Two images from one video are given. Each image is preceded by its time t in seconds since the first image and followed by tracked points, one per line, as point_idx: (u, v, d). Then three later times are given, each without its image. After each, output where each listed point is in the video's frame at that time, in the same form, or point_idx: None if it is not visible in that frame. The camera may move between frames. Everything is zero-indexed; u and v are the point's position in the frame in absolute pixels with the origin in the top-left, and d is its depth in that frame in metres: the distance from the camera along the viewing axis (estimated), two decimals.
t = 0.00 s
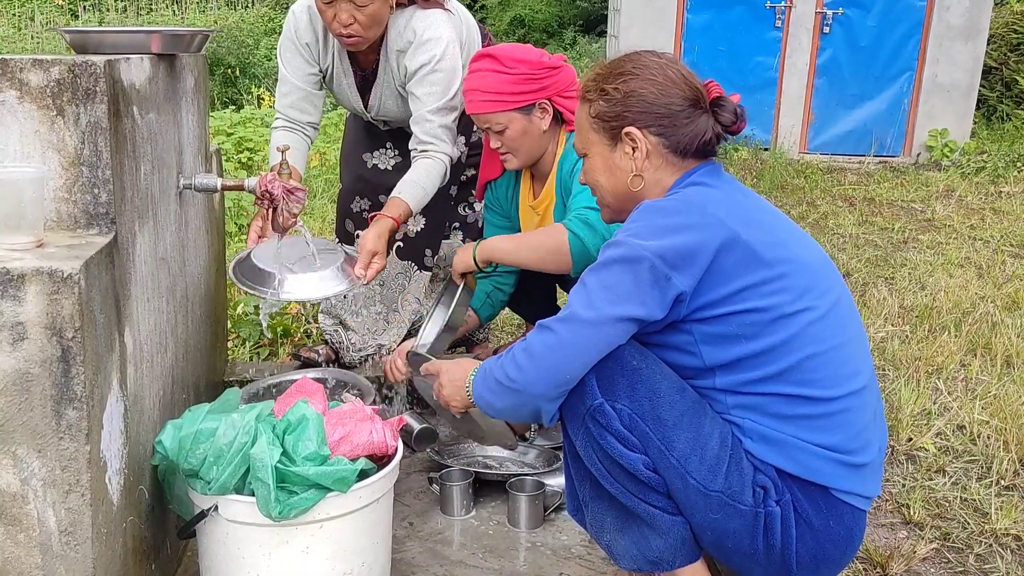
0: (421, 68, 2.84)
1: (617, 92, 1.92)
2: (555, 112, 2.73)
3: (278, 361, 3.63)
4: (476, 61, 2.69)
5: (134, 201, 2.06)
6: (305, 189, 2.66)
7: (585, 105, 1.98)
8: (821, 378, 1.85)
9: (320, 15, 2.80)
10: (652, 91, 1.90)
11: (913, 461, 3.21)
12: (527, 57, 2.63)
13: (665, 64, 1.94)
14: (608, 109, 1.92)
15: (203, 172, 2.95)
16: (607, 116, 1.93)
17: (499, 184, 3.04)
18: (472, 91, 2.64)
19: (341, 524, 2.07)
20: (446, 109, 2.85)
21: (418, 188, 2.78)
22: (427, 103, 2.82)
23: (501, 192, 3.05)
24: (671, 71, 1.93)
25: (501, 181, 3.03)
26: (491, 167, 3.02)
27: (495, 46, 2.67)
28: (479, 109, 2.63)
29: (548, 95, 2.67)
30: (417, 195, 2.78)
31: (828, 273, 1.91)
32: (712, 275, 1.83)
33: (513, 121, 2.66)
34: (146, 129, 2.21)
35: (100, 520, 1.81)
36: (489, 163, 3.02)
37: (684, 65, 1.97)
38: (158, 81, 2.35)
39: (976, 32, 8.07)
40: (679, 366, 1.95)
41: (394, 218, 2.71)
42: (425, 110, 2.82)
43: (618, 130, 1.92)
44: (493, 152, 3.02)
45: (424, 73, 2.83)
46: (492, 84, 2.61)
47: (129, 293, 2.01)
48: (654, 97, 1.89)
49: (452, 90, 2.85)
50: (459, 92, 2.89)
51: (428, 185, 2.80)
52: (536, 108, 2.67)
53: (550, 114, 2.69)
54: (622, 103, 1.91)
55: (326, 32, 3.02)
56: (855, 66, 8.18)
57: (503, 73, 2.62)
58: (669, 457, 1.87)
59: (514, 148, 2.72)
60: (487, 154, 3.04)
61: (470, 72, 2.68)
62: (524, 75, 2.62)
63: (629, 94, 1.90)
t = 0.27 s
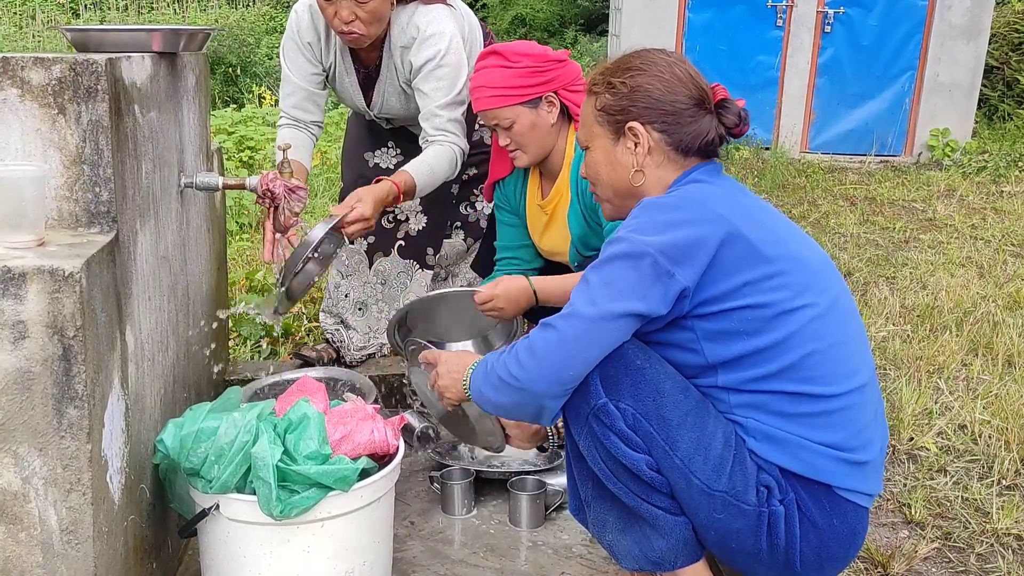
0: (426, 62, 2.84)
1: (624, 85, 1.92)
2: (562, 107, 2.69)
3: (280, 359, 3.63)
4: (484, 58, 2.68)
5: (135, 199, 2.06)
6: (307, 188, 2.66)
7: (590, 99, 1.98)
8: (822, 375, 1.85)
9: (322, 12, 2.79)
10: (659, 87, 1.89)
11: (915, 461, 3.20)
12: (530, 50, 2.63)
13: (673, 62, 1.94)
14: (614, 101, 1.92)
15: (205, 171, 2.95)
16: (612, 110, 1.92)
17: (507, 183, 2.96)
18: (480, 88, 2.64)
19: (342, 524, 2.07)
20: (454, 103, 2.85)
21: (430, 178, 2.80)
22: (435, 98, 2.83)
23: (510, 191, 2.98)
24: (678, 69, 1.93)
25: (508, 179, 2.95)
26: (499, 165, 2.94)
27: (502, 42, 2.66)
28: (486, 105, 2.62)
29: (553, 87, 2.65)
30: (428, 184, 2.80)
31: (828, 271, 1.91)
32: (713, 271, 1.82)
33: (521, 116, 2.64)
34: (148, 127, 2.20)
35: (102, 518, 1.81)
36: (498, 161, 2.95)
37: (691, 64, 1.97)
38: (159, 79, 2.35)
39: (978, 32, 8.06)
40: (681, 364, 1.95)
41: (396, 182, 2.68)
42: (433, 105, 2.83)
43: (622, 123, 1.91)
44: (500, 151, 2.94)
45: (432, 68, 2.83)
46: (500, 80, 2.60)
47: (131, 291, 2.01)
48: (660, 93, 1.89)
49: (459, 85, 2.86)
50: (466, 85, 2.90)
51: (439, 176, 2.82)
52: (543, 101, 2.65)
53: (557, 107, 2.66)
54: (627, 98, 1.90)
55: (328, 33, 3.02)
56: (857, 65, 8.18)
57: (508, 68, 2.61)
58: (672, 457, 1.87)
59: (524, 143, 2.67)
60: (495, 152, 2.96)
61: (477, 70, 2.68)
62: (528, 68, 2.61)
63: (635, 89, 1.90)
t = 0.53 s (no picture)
0: (428, 65, 2.84)
1: (634, 81, 1.92)
2: (572, 106, 2.69)
3: (281, 360, 3.63)
4: (495, 55, 2.69)
5: (137, 199, 2.06)
6: (308, 188, 2.67)
7: (600, 92, 1.98)
8: (823, 375, 1.85)
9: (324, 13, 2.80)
10: (668, 86, 1.89)
11: (916, 462, 3.20)
12: (542, 48, 2.63)
13: (686, 62, 1.94)
14: (623, 95, 1.92)
15: (206, 171, 2.95)
16: (620, 105, 1.92)
17: (514, 181, 2.96)
18: (490, 84, 2.64)
19: (344, 524, 2.07)
20: (453, 104, 2.84)
21: (417, 176, 2.76)
22: (434, 98, 2.82)
23: (517, 188, 2.98)
24: (690, 70, 1.93)
25: (516, 177, 2.95)
26: (507, 164, 2.93)
27: (514, 40, 2.67)
28: (496, 102, 2.63)
29: (563, 85, 2.64)
30: (414, 182, 2.76)
31: (828, 271, 1.91)
32: (714, 272, 1.82)
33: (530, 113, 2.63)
34: (150, 127, 2.20)
35: (103, 519, 1.81)
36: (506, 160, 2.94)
37: (705, 66, 1.96)
38: (161, 80, 2.35)
39: (980, 32, 8.05)
40: (682, 365, 1.95)
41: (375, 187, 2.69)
42: (431, 105, 2.82)
43: (628, 118, 1.91)
44: (508, 148, 2.93)
45: (432, 69, 2.83)
46: (508, 78, 2.61)
47: (133, 292, 2.01)
48: (668, 92, 1.88)
49: (459, 87, 2.84)
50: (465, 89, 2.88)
51: (428, 175, 2.78)
52: (552, 98, 2.64)
53: (567, 106, 2.66)
54: (637, 94, 1.90)
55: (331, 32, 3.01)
56: (858, 66, 8.18)
57: (518, 64, 2.61)
58: (675, 459, 1.86)
59: (533, 140, 2.66)
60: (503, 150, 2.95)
61: (488, 66, 2.68)
62: (539, 65, 2.61)
63: (646, 86, 1.90)
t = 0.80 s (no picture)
0: (427, 69, 2.84)
1: (627, 90, 1.91)
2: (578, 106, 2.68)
3: (282, 364, 3.63)
4: (504, 54, 2.69)
5: (138, 204, 2.06)
6: (310, 193, 2.67)
7: (594, 101, 1.98)
8: (819, 379, 1.84)
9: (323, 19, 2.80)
10: (660, 95, 1.89)
11: (917, 466, 3.20)
12: (550, 48, 2.63)
13: (679, 71, 1.93)
14: (616, 104, 1.91)
15: (207, 175, 2.95)
16: (614, 113, 1.92)
17: (518, 179, 2.97)
18: (497, 82, 2.64)
19: (344, 528, 2.06)
20: (450, 108, 2.83)
21: (414, 185, 2.79)
22: (432, 102, 2.82)
23: (519, 187, 2.99)
24: (683, 79, 1.92)
25: (520, 176, 2.97)
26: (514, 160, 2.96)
27: (524, 39, 2.67)
28: (503, 100, 2.63)
29: (570, 87, 2.64)
30: (412, 193, 2.80)
31: (825, 274, 1.90)
32: (707, 277, 1.83)
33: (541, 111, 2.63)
34: (151, 132, 2.20)
35: (104, 523, 1.81)
36: (513, 156, 2.96)
37: (699, 74, 1.95)
38: (163, 84, 2.35)
39: (981, 36, 8.05)
40: (679, 370, 1.95)
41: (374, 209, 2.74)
42: (429, 109, 2.82)
43: (622, 127, 1.91)
44: (515, 147, 2.96)
45: (430, 73, 2.83)
46: (517, 76, 2.61)
47: (133, 296, 2.01)
48: (661, 102, 1.88)
49: (457, 90, 2.84)
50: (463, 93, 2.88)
51: (425, 182, 2.80)
52: (559, 99, 2.64)
53: (574, 106, 2.65)
54: (630, 103, 1.90)
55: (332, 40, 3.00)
56: (859, 70, 8.18)
57: (526, 64, 2.62)
58: (671, 463, 1.87)
59: (539, 140, 2.66)
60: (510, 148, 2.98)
61: (497, 64, 2.69)
62: (547, 65, 2.61)
63: (639, 95, 1.89)
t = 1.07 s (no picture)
0: (428, 74, 2.84)
1: (622, 100, 1.92)
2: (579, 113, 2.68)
3: (283, 372, 3.63)
4: (500, 66, 2.70)
5: (139, 213, 2.06)
6: (311, 201, 2.68)
7: (590, 110, 1.99)
8: (815, 384, 1.84)
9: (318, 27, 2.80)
10: (655, 105, 1.89)
11: (920, 474, 3.19)
12: (545, 58, 2.64)
13: (674, 81, 1.94)
14: (612, 114, 1.92)
15: (209, 183, 2.96)
16: (609, 123, 1.93)
17: (520, 191, 3.00)
18: (495, 95, 2.65)
19: (346, 537, 2.06)
20: (454, 109, 2.81)
21: (427, 192, 2.75)
22: (435, 106, 2.81)
23: (522, 198, 3.01)
24: (678, 89, 1.92)
25: (522, 187, 2.99)
26: (517, 172, 2.99)
27: (520, 52, 2.68)
28: (502, 113, 2.63)
29: (568, 93, 2.64)
30: (423, 198, 2.75)
31: (821, 279, 1.90)
32: (702, 283, 1.83)
33: (539, 122, 2.64)
34: (153, 141, 2.21)
35: (104, 533, 1.81)
36: (514, 168, 3.00)
37: (694, 84, 1.95)
38: (164, 93, 2.36)
39: (981, 43, 8.06)
40: (676, 377, 1.95)
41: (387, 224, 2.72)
42: (432, 113, 2.80)
43: (617, 137, 1.92)
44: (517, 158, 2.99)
45: (432, 77, 2.83)
46: (515, 89, 2.61)
47: (135, 304, 2.01)
48: (656, 111, 1.89)
49: (460, 91, 2.82)
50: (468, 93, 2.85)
51: (437, 188, 2.76)
52: (557, 107, 2.65)
53: (574, 114, 2.66)
54: (625, 112, 1.91)
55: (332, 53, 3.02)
56: (859, 77, 8.20)
57: (523, 75, 2.62)
58: (669, 469, 1.87)
59: (541, 151, 2.67)
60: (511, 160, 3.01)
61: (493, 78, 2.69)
62: (543, 75, 2.61)
63: (633, 105, 1.90)
